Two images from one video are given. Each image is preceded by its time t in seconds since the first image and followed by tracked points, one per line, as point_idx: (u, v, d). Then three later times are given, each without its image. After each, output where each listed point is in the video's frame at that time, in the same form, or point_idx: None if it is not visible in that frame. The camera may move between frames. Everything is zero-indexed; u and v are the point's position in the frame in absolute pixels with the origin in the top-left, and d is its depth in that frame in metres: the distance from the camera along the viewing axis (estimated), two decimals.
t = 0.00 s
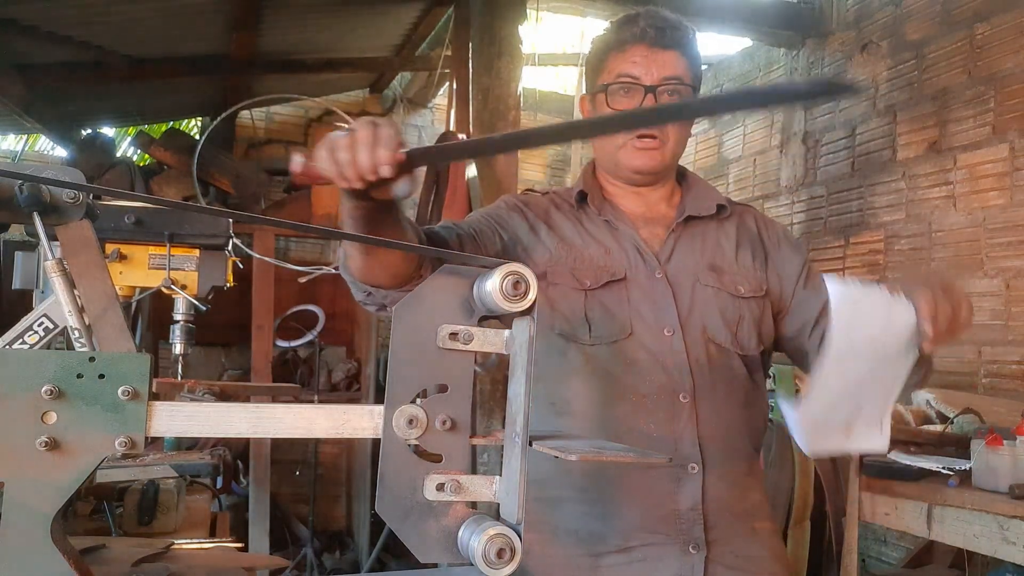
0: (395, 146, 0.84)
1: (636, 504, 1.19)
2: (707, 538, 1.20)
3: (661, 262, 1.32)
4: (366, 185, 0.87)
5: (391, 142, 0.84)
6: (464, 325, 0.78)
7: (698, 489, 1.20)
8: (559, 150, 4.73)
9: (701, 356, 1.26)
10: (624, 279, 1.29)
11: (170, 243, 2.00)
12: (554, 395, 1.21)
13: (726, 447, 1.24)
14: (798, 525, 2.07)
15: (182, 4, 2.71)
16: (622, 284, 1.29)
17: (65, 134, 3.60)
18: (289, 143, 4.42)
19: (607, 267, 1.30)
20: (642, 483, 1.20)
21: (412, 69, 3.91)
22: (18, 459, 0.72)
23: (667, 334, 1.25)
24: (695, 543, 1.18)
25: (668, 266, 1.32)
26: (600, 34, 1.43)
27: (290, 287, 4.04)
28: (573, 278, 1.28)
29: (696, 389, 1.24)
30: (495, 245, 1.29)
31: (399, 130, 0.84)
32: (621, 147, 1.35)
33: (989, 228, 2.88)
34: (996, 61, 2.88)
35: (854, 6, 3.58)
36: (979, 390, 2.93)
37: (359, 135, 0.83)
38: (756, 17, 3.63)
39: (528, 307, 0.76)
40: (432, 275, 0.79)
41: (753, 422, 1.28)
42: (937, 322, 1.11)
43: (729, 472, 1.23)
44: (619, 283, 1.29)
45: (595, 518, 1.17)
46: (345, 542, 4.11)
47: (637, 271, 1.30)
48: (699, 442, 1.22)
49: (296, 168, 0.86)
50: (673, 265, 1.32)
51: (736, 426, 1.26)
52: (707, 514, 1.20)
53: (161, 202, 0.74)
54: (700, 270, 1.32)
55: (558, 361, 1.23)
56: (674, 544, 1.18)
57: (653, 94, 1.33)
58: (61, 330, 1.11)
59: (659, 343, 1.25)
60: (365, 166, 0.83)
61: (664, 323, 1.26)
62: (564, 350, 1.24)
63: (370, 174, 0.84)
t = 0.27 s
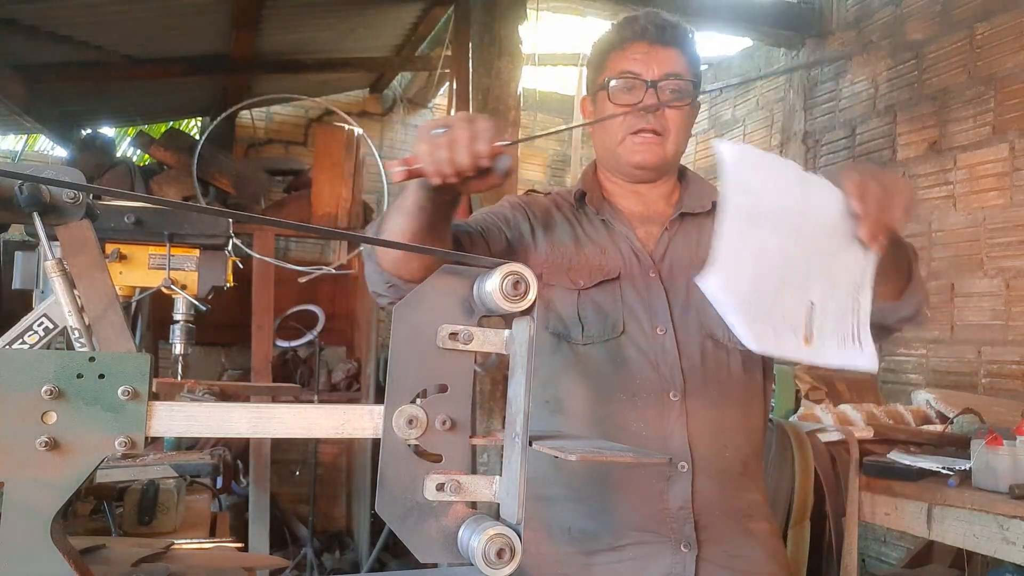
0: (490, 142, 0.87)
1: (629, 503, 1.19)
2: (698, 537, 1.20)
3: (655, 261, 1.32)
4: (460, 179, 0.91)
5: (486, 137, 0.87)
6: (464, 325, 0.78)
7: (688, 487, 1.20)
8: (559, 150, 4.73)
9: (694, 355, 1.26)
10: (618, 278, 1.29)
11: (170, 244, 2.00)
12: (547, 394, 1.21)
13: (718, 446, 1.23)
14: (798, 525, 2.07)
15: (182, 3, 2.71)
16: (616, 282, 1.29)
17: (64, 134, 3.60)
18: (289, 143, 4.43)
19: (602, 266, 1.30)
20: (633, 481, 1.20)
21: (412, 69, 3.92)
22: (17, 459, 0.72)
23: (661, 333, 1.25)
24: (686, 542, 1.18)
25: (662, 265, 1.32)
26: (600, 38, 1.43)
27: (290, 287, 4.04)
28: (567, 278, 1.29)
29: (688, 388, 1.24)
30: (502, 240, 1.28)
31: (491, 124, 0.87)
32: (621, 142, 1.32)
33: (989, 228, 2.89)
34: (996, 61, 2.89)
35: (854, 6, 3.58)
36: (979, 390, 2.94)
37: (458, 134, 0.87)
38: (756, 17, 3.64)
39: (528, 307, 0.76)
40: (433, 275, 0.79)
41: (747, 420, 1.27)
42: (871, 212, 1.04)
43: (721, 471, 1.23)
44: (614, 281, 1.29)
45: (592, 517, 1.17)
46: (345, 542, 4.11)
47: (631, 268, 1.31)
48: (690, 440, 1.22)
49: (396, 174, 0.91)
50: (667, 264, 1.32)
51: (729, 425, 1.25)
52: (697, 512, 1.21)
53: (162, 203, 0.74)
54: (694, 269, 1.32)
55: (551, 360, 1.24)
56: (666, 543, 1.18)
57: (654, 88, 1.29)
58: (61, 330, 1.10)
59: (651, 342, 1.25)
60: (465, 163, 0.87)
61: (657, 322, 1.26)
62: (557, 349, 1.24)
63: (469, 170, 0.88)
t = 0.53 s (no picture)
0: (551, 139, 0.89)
1: (628, 501, 1.19)
2: (696, 535, 1.20)
3: (655, 259, 1.33)
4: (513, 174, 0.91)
5: (549, 133, 0.90)
6: (464, 325, 0.78)
7: (687, 484, 1.20)
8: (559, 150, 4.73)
9: (693, 352, 1.26)
10: (618, 275, 1.29)
11: (170, 243, 2.00)
12: (546, 392, 1.21)
13: (717, 443, 1.23)
14: (798, 525, 2.06)
15: (182, 3, 2.71)
16: (616, 279, 1.29)
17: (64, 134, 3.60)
18: (289, 143, 4.43)
19: (602, 263, 1.30)
20: (631, 479, 1.20)
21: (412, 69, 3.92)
22: (17, 459, 0.72)
23: (660, 330, 1.25)
24: (685, 540, 1.18)
25: (661, 263, 1.32)
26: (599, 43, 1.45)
27: (290, 287, 4.04)
28: (567, 274, 1.29)
29: (687, 385, 1.24)
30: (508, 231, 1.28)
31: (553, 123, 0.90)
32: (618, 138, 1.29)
33: (989, 228, 2.90)
34: (996, 61, 2.89)
35: (854, 6, 3.58)
36: (979, 390, 2.94)
37: (521, 128, 0.89)
38: (756, 17, 3.64)
39: (528, 308, 0.76)
40: (433, 275, 0.79)
41: (745, 418, 1.27)
42: (828, 161, 1.00)
43: (720, 468, 1.23)
44: (614, 278, 1.29)
45: (591, 517, 1.17)
46: (345, 542, 4.11)
47: (631, 265, 1.31)
48: (688, 438, 1.22)
49: (455, 158, 0.92)
50: (666, 262, 1.33)
51: (728, 422, 1.25)
52: (695, 509, 1.21)
53: (162, 203, 0.74)
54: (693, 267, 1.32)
55: (550, 357, 1.23)
56: (664, 541, 1.18)
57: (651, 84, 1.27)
58: (61, 330, 1.10)
59: (650, 339, 1.25)
60: (525, 156, 0.88)
61: (656, 319, 1.26)
62: (557, 346, 1.24)
63: (528, 163, 0.89)
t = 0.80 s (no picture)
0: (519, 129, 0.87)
1: (629, 501, 1.19)
2: (697, 534, 1.20)
3: (658, 258, 1.32)
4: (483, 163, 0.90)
5: (516, 124, 0.87)
6: (464, 325, 0.78)
7: (688, 484, 1.20)
8: (558, 150, 4.73)
9: (695, 351, 1.26)
10: (620, 275, 1.29)
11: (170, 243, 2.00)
12: (548, 391, 1.21)
13: (718, 443, 1.23)
14: (798, 525, 2.06)
15: (182, 3, 2.71)
16: (618, 279, 1.29)
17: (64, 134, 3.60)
18: (289, 143, 4.43)
19: (604, 262, 1.30)
20: (632, 478, 1.20)
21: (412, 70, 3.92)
22: (17, 459, 0.72)
23: (662, 329, 1.25)
24: (685, 539, 1.18)
25: (664, 262, 1.32)
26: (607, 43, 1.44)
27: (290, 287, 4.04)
28: (569, 274, 1.29)
29: (689, 384, 1.24)
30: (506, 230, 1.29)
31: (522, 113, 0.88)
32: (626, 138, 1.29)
33: (989, 228, 2.90)
34: (995, 61, 2.89)
35: (854, 6, 3.58)
36: (978, 390, 2.94)
37: (489, 118, 0.88)
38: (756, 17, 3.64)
39: (528, 308, 0.76)
40: (432, 275, 0.79)
41: (746, 417, 1.27)
42: (838, 145, 0.98)
43: (720, 468, 1.23)
44: (616, 278, 1.29)
45: (591, 517, 1.17)
46: (345, 542, 4.11)
47: (633, 265, 1.31)
48: (689, 437, 1.22)
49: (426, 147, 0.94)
50: (669, 262, 1.32)
51: (729, 421, 1.25)
52: (696, 508, 1.21)
53: (162, 203, 0.74)
54: (695, 267, 1.32)
55: (552, 357, 1.23)
56: (664, 540, 1.18)
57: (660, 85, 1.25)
58: (61, 330, 1.10)
59: (652, 339, 1.25)
60: (491, 147, 0.87)
61: (658, 319, 1.26)
62: (558, 345, 1.24)
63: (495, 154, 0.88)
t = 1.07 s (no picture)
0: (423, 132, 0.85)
1: (630, 500, 1.19)
2: (698, 535, 1.19)
3: (660, 259, 1.33)
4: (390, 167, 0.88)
5: (412, 129, 0.84)
6: (464, 325, 0.78)
7: (689, 485, 1.20)
8: (559, 150, 4.73)
9: (697, 352, 1.26)
10: (623, 275, 1.30)
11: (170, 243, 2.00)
12: (549, 391, 1.21)
13: (720, 443, 1.23)
14: (798, 526, 2.06)
15: (182, 3, 2.71)
16: (620, 280, 1.29)
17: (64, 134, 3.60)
18: (289, 143, 4.43)
19: (606, 262, 1.31)
20: (633, 478, 1.20)
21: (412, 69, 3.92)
22: (17, 459, 0.72)
23: (664, 330, 1.25)
24: (687, 539, 1.18)
25: (666, 263, 1.32)
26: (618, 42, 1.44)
27: (290, 287, 4.04)
28: (571, 273, 1.29)
29: (690, 385, 1.24)
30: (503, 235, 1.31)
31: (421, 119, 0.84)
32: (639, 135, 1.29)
33: (989, 228, 2.90)
34: (995, 61, 2.90)
35: (855, 7, 3.58)
36: (978, 391, 2.94)
37: (386, 124, 0.84)
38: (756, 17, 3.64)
39: (528, 308, 0.76)
40: (433, 275, 0.79)
41: (747, 418, 1.27)
42: (862, 146, 0.99)
43: (722, 468, 1.23)
44: (618, 279, 1.30)
45: (592, 516, 1.17)
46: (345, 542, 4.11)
47: (635, 266, 1.31)
48: (691, 437, 1.22)
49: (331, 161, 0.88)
50: (672, 262, 1.33)
51: (731, 422, 1.25)
52: (697, 509, 1.20)
53: (162, 203, 0.74)
54: (698, 267, 1.32)
55: (554, 356, 1.23)
56: (665, 541, 1.18)
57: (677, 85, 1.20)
58: (61, 330, 1.10)
59: (653, 339, 1.25)
60: (394, 154, 0.85)
61: (660, 319, 1.26)
62: (559, 344, 1.24)
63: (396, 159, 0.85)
